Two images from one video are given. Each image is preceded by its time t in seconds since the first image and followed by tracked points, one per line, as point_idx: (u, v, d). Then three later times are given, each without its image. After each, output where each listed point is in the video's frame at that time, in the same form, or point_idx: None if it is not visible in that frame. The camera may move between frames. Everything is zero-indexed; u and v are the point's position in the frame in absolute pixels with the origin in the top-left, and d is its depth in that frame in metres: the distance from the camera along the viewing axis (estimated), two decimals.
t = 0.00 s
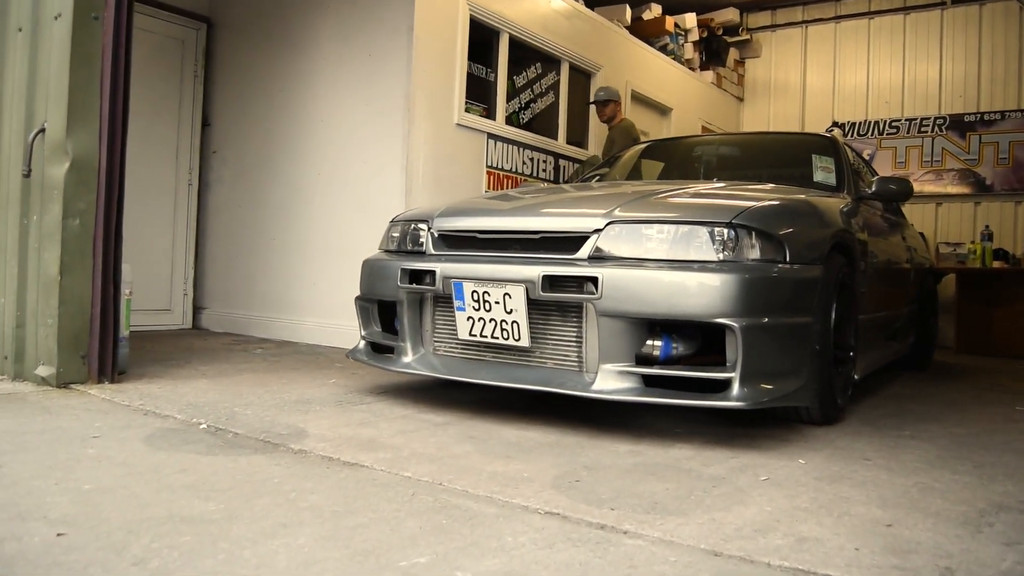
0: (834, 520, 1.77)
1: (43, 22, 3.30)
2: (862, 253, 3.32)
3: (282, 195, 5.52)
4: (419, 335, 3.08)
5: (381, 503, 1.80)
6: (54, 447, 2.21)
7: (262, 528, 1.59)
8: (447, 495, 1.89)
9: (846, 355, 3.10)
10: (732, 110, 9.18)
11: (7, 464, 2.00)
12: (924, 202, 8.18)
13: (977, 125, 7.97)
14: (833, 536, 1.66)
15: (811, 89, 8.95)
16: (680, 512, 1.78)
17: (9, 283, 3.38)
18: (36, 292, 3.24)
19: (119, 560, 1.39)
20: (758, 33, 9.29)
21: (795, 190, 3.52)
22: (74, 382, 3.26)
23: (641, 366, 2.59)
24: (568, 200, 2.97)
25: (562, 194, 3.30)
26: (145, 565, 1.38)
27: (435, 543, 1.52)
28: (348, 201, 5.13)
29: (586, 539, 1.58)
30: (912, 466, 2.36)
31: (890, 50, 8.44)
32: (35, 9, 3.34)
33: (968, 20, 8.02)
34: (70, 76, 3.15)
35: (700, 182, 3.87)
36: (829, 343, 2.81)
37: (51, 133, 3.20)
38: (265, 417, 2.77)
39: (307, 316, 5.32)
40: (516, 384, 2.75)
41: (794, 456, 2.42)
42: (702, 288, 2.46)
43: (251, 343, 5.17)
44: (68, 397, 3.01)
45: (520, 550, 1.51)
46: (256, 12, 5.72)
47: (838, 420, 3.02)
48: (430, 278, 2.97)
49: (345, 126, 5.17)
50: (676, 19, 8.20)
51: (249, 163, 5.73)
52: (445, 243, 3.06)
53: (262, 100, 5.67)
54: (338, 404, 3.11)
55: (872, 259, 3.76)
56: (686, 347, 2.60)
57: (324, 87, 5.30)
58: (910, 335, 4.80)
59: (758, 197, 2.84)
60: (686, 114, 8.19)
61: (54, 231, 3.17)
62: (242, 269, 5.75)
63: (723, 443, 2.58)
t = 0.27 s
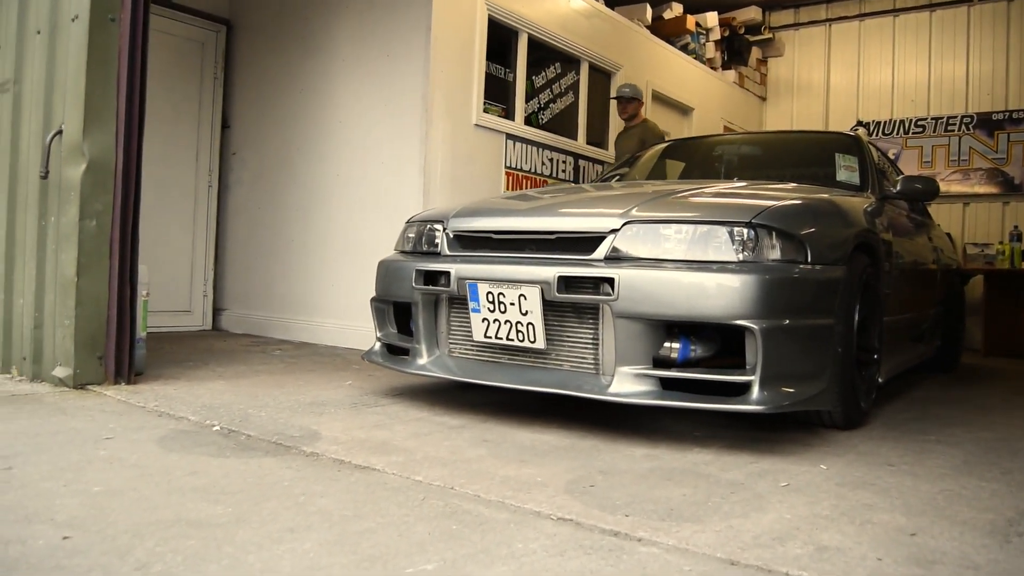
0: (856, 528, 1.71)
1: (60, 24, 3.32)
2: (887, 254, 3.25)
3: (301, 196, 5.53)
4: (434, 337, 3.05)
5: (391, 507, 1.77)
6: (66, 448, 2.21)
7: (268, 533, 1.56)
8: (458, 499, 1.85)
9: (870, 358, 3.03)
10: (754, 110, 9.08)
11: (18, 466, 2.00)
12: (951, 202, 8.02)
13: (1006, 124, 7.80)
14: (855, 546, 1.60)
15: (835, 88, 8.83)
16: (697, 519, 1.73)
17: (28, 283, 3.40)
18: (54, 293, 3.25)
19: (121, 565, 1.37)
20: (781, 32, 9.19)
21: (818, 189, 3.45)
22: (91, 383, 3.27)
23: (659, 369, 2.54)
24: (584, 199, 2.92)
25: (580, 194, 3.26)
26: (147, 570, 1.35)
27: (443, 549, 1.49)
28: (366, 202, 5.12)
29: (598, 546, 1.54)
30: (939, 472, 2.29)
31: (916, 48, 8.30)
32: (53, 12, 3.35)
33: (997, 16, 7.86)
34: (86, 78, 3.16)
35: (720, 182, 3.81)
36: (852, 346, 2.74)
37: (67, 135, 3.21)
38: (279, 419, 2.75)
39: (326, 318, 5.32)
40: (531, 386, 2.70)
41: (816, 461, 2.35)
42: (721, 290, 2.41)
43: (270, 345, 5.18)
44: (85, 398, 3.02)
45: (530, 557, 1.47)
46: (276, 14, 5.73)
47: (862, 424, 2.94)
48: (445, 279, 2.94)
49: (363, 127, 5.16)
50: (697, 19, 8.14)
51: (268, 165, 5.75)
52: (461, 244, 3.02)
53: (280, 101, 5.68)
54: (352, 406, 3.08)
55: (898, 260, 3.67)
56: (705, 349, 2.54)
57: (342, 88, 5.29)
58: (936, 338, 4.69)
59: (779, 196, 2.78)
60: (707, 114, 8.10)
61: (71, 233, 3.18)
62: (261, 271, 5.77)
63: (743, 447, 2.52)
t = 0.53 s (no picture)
0: (878, 530, 1.67)
1: (82, 25, 3.35)
2: (912, 252, 3.18)
3: (321, 196, 5.55)
4: (451, 335, 3.03)
5: (404, 506, 1.75)
6: (83, 445, 2.22)
7: (280, 530, 1.55)
8: (472, 498, 1.83)
9: (894, 357, 2.97)
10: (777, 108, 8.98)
11: (35, 462, 2.01)
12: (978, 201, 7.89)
13: None
14: (878, 548, 1.56)
15: (859, 86, 8.71)
16: (715, 520, 1.70)
17: (50, 282, 3.43)
18: (75, 291, 3.28)
19: (132, 562, 1.36)
20: (804, 30, 9.11)
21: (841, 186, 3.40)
22: (111, 381, 3.29)
23: (678, 368, 2.50)
24: (603, 197, 2.89)
25: (599, 191, 3.23)
26: (157, 567, 1.35)
27: (454, 549, 1.47)
28: (385, 202, 5.13)
29: (613, 547, 1.51)
30: (965, 473, 2.23)
31: (942, 44, 8.16)
32: (75, 13, 3.39)
33: None
34: (107, 78, 3.18)
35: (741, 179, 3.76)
36: (876, 345, 2.68)
37: (88, 134, 3.24)
38: (295, 418, 2.75)
39: (346, 317, 5.33)
40: (548, 385, 2.68)
41: (839, 462, 2.31)
42: (741, 288, 2.37)
43: (290, 344, 5.20)
44: (104, 396, 3.04)
45: (543, 557, 1.44)
46: (296, 15, 5.76)
47: (886, 425, 2.88)
48: (462, 277, 2.92)
49: (383, 127, 5.17)
50: (720, 17, 8.09)
51: (289, 165, 5.77)
52: (478, 242, 3.01)
53: (301, 102, 5.71)
54: (369, 405, 3.08)
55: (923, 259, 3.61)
56: (725, 348, 2.50)
57: (362, 89, 5.31)
58: (962, 338, 4.61)
59: (801, 193, 2.73)
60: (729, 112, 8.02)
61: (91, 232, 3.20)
62: (282, 271, 5.79)
63: (763, 448, 2.48)
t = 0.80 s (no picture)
0: (873, 527, 1.65)
1: (77, 23, 3.34)
2: (909, 250, 3.17)
3: (318, 196, 5.53)
4: (446, 333, 3.02)
5: (395, 502, 1.74)
6: (74, 442, 2.20)
7: (268, 526, 1.53)
8: (464, 495, 1.81)
9: (891, 356, 2.96)
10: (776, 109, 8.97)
11: (24, 458, 1.99)
12: (976, 202, 7.86)
13: None
14: (872, 544, 1.54)
15: (858, 87, 8.70)
16: (708, 516, 1.68)
17: (45, 280, 3.41)
18: (69, 289, 3.26)
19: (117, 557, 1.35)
20: (803, 31, 9.10)
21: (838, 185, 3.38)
22: (104, 380, 3.27)
23: (673, 366, 2.49)
24: (598, 195, 2.88)
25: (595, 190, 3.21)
26: (143, 561, 1.33)
27: (443, 544, 1.45)
28: (382, 201, 5.12)
29: (604, 542, 1.49)
30: (961, 472, 2.22)
31: (941, 46, 8.15)
32: (70, 11, 3.38)
33: None
34: (102, 76, 3.17)
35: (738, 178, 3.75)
36: (873, 343, 2.67)
37: (83, 132, 3.23)
38: (289, 416, 2.73)
39: (343, 317, 5.31)
40: (543, 383, 2.66)
41: (835, 460, 2.29)
42: (737, 285, 2.35)
43: (287, 344, 5.18)
44: (97, 394, 3.02)
45: (534, 553, 1.43)
46: (294, 15, 5.75)
47: (882, 424, 2.87)
48: (457, 275, 2.91)
49: (380, 126, 5.16)
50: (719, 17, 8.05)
51: (287, 165, 5.76)
52: (473, 240, 3.00)
53: (298, 101, 5.70)
54: (364, 404, 3.06)
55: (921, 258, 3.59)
56: (720, 345, 2.48)
57: (359, 89, 5.30)
58: (961, 338, 4.59)
59: (797, 191, 2.72)
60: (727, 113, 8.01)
61: (86, 229, 3.19)
62: (279, 270, 5.77)
63: (759, 446, 2.46)
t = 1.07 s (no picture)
0: (877, 526, 1.64)
1: (77, 22, 3.33)
2: (910, 250, 3.16)
3: (319, 195, 5.52)
4: (446, 332, 3.01)
5: (396, 502, 1.73)
6: (73, 442, 2.19)
7: (269, 526, 1.53)
8: (466, 495, 1.81)
9: (893, 356, 2.95)
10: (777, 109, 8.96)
11: (23, 458, 1.98)
12: (977, 202, 7.85)
13: None
14: (876, 544, 1.53)
15: (858, 87, 8.70)
16: (711, 516, 1.67)
17: (45, 279, 3.40)
18: (69, 289, 3.26)
19: (117, 557, 1.34)
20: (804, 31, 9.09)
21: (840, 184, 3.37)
22: (104, 380, 3.26)
23: (675, 365, 2.48)
24: (599, 194, 2.87)
25: (595, 189, 3.20)
26: (143, 561, 1.32)
27: (445, 544, 1.45)
28: (382, 200, 5.11)
29: (607, 542, 1.49)
30: (964, 472, 2.21)
31: (941, 46, 8.15)
32: (69, 10, 3.37)
33: None
34: (101, 76, 3.16)
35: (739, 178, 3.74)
36: (875, 342, 2.66)
37: (83, 132, 3.22)
38: (289, 415, 2.72)
39: (344, 317, 5.30)
40: (544, 382, 2.66)
41: (837, 460, 2.28)
42: (739, 284, 2.35)
43: (288, 344, 5.17)
44: (97, 394, 3.01)
45: (536, 553, 1.42)
46: (294, 14, 5.74)
47: (884, 424, 2.86)
48: (458, 274, 2.90)
49: (380, 125, 5.15)
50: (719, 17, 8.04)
51: (287, 165, 5.75)
52: (474, 239, 2.99)
53: (298, 101, 5.69)
54: (364, 403, 3.05)
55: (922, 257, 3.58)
56: (722, 345, 2.48)
57: (360, 89, 5.29)
58: (962, 338, 4.57)
59: (799, 189, 2.71)
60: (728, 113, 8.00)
61: (86, 229, 3.19)
62: (279, 270, 5.76)
63: (761, 446, 2.45)
